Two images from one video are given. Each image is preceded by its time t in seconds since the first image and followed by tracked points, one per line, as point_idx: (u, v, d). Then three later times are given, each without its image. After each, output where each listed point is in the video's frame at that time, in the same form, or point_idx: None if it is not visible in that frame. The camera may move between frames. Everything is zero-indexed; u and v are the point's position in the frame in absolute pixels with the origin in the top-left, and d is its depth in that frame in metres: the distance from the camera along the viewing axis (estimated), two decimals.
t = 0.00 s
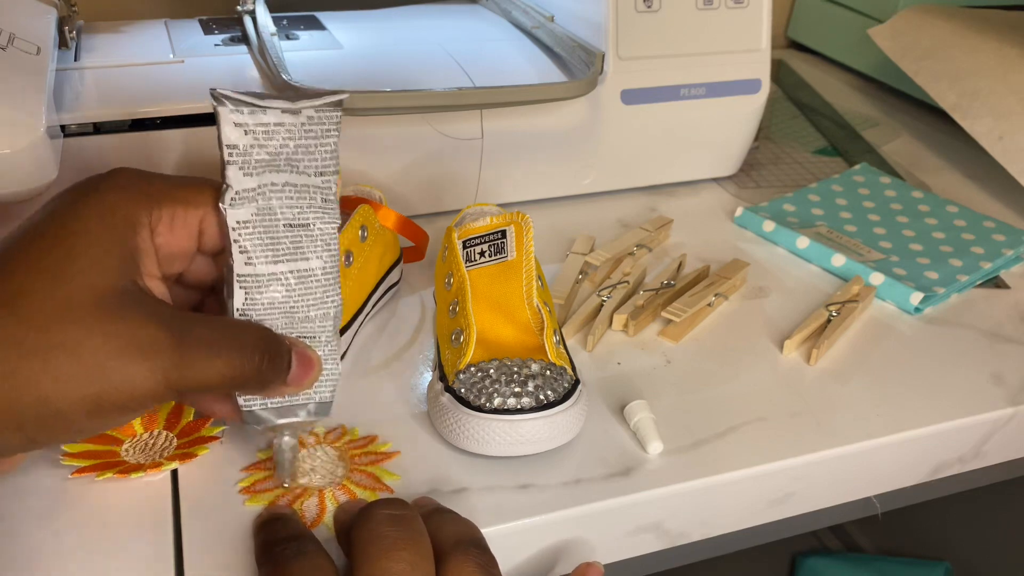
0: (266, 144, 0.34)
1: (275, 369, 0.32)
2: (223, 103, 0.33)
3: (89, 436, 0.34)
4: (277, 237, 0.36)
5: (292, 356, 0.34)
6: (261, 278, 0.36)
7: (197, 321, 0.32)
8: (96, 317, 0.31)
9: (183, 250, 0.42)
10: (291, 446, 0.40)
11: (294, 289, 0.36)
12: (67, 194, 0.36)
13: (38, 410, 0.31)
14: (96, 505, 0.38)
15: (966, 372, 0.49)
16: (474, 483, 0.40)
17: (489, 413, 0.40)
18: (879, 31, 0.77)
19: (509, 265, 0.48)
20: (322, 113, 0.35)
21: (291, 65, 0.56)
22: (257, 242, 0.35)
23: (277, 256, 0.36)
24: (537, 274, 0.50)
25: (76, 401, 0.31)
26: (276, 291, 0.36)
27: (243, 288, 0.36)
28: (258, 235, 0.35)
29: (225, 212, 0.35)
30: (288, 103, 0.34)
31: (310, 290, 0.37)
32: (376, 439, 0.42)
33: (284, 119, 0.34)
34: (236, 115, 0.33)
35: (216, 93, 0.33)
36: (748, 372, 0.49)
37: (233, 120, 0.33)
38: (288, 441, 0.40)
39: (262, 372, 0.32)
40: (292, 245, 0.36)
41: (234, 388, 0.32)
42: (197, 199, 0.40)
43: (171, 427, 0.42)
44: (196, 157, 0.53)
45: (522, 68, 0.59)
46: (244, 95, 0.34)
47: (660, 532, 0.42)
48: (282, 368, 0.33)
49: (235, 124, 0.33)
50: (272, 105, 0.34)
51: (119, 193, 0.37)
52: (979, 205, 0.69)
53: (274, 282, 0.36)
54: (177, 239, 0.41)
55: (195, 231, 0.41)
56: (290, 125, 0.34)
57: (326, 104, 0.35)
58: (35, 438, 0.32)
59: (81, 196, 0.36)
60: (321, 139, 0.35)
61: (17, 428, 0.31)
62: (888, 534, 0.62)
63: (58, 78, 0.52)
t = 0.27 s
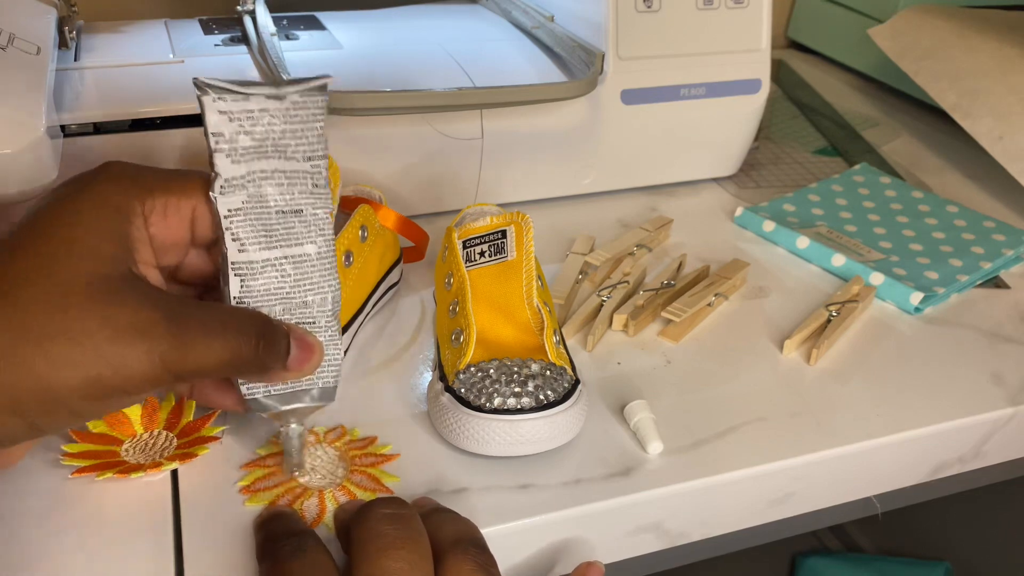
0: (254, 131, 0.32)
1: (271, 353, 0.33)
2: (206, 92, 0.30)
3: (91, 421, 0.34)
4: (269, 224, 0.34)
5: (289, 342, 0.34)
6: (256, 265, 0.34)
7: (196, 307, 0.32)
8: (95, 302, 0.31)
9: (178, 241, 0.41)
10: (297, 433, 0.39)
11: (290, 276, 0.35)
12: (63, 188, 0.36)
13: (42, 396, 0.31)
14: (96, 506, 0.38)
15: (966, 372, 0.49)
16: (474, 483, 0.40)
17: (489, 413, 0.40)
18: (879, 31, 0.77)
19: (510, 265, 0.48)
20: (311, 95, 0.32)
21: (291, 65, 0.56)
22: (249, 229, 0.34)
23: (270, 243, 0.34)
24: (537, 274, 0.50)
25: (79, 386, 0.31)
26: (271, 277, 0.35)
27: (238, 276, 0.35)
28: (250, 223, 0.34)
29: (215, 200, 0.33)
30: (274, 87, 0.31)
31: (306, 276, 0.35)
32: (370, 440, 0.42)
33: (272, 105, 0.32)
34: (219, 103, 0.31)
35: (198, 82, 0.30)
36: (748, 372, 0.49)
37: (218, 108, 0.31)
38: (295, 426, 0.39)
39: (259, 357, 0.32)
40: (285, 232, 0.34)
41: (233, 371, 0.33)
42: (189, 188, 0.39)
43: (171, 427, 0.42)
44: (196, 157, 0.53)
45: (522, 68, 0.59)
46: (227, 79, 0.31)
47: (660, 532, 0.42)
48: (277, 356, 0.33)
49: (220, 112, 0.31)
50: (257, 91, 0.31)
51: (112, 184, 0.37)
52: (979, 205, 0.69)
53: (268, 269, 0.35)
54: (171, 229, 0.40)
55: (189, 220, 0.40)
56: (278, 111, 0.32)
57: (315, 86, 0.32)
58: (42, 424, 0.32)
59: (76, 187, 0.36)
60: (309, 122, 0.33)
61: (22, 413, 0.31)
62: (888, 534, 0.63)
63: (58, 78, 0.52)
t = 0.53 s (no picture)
0: (220, 100, 0.32)
1: (266, 319, 0.33)
2: (165, 68, 0.31)
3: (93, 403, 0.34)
4: (247, 192, 0.34)
5: (283, 306, 0.34)
6: (240, 234, 0.34)
7: (188, 280, 0.32)
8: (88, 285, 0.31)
9: (161, 219, 0.41)
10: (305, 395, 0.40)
11: (276, 241, 0.35)
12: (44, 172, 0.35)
13: (44, 382, 0.31)
14: (96, 505, 0.38)
15: (966, 372, 0.49)
16: (475, 483, 0.40)
17: (489, 413, 0.40)
18: (879, 31, 0.77)
19: (510, 265, 0.48)
20: (268, 59, 0.33)
21: (291, 66, 0.56)
22: (229, 199, 0.34)
23: (250, 211, 0.34)
24: (537, 274, 0.50)
25: (80, 369, 0.31)
26: (258, 245, 0.35)
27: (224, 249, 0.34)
28: (229, 193, 0.34)
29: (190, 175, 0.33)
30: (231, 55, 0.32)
31: (292, 239, 0.36)
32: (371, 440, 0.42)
33: (231, 72, 0.32)
34: (181, 76, 0.31)
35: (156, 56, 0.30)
36: (748, 372, 0.49)
37: (179, 82, 0.31)
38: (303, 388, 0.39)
39: (254, 324, 0.32)
40: (264, 198, 0.34)
41: (232, 341, 0.33)
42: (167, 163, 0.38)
43: (171, 427, 0.42)
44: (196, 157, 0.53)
45: (522, 68, 0.59)
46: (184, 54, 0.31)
47: (660, 532, 0.42)
48: (274, 319, 0.33)
49: (182, 86, 0.31)
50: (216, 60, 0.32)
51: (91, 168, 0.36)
52: (979, 205, 0.69)
53: (252, 237, 0.35)
54: (154, 209, 0.40)
55: (170, 198, 0.40)
56: (238, 78, 0.32)
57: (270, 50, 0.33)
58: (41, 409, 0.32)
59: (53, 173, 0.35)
60: (272, 86, 0.33)
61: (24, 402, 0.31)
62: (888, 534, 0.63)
63: (58, 77, 0.52)
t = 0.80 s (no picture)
0: (234, 125, 0.33)
1: (273, 343, 0.34)
2: (180, 96, 0.32)
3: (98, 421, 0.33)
4: (258, 214, 0.35)
5: (288, 326, 0.35)
6: (250, 257, 0.36)
7: (202, 300, 0.33)
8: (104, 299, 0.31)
9: (172, 234, 0.41)
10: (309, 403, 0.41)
11: (284, 263, 0.36)
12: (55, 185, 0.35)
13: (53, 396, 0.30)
14: (96, 505, 0.38)
15: (966, 372, 0.49)
16: (475, 483, 0.40)
17: (489, 412, 0.40)
18: (879, 31, 0.77)
19: (509, 265, 0.48)
20: (283, 86, 0.34)
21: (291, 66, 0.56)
22: (239, 222, 0.35)
23: (261, 233, 0.36)
24: (537, 274, 0.50)
25: (92, 383, 0.31)
26: (266, 267, 0.36)
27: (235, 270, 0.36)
28: (240, 216, 0.35)
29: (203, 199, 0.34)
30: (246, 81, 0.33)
31: (300, 260, 0.37)
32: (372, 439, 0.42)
33: (245, 99, 0.33)
34: (196, 105, 0.32)
35: (170, 86, 0.32)
36: (748, 372, 0.49)
37: (194, 111, 0.32)
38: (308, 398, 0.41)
39: (263, 344, 0.33)
40: (275, 221, 0.36)
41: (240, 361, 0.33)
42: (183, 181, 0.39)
43: (171, 427, 0.42)
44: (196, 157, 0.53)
45: (522, 68, 0.59)
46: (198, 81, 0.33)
47: (660, 532, 0.42)
48: (278, 340, 0.34)
49: (197, 114, 0.32)
50: (230, 86, 0.33)
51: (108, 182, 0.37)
52: (979, 205, 0.69)
53: (262, 259, 0.36)
54: (164, 224, 0.40)
55: (182, 214, 0.41)
56: (253, 104, 0.33)
57: (285, 75, 0.34)
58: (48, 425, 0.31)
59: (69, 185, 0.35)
60: (286, 110, 0.35)
61: (29, 416, 0.30)
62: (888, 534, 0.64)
63: (58, 78, 0.52)
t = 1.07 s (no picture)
0: (247, 119, 0.34)
1: (261, 333, 0.33)
2: (200, 82, 0.32)
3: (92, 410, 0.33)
4: (259, 211, 0.35)
5: (276, 326, 0.35)
6: (246, 251, 0.35)
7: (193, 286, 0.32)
8: (94, 284, 0.31)
9: (172, 231, 0.41)
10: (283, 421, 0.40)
11: (279, 263, 0.36)
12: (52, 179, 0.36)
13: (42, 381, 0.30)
14: (96, 505, 0.38)
15: (966, 372, 0.49)
16: (474, 483, 0.40)
17: (489, 412, 0.40)
18: (880, 31, 0.77)
19: (510, 265, 0.48)
20: (297, 91, 0.35)
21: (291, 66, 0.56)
22: (239, 215, 0.35)
23: (260, 229, 0.36)
24: (537, 274, 0.50)
25: (80, 367, 0.30)
26: (261, 263, 0.36)
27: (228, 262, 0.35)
28: (241, 209, 0.35)
29: (206, 187, 0.34)
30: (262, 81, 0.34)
31: (295, 262, 0.37)
32: (356, 439, 0.42)
33: (261, 97, 0.34)
34: (213, 92, 0.33)
35: (193, 71, 0.32)
36: (748, 372, 0.49)
37: (212, 98, 0.33)
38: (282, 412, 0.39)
39: (252, 334, 0.33)
40: (275, 220, 0.36)
41: (230, 348, 0.33)
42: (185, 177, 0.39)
43: (171, 427, 0.42)
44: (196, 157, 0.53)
45: (522, 68, 0.59)
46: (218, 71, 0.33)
47: (660, 532, 0.42)
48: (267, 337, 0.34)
49: (214, 101, 0.33)
50: (247, 83, 0.33)
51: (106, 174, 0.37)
52: (979, 205, 0.69)
53: (256, 255, 0.36)
54: (165, 222, 0.40)
55: (182, 212, 0.40)
56: (266, 103, 0.34)
57: (300, 81, 0.35)
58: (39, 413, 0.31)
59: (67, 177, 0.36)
60: (297, 114, 0.35)
61: (20, 402, 0.30)
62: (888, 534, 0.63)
63: (58, 78, 0.52)
